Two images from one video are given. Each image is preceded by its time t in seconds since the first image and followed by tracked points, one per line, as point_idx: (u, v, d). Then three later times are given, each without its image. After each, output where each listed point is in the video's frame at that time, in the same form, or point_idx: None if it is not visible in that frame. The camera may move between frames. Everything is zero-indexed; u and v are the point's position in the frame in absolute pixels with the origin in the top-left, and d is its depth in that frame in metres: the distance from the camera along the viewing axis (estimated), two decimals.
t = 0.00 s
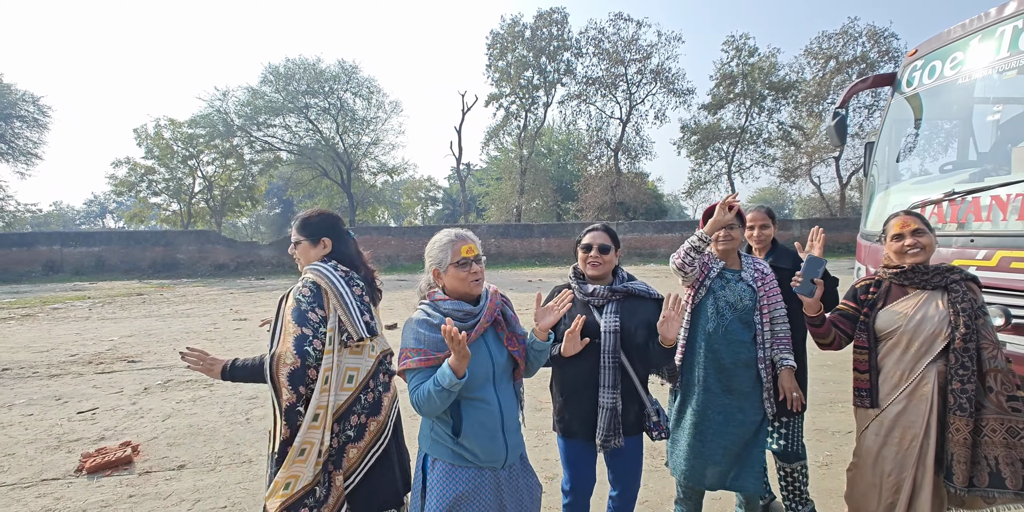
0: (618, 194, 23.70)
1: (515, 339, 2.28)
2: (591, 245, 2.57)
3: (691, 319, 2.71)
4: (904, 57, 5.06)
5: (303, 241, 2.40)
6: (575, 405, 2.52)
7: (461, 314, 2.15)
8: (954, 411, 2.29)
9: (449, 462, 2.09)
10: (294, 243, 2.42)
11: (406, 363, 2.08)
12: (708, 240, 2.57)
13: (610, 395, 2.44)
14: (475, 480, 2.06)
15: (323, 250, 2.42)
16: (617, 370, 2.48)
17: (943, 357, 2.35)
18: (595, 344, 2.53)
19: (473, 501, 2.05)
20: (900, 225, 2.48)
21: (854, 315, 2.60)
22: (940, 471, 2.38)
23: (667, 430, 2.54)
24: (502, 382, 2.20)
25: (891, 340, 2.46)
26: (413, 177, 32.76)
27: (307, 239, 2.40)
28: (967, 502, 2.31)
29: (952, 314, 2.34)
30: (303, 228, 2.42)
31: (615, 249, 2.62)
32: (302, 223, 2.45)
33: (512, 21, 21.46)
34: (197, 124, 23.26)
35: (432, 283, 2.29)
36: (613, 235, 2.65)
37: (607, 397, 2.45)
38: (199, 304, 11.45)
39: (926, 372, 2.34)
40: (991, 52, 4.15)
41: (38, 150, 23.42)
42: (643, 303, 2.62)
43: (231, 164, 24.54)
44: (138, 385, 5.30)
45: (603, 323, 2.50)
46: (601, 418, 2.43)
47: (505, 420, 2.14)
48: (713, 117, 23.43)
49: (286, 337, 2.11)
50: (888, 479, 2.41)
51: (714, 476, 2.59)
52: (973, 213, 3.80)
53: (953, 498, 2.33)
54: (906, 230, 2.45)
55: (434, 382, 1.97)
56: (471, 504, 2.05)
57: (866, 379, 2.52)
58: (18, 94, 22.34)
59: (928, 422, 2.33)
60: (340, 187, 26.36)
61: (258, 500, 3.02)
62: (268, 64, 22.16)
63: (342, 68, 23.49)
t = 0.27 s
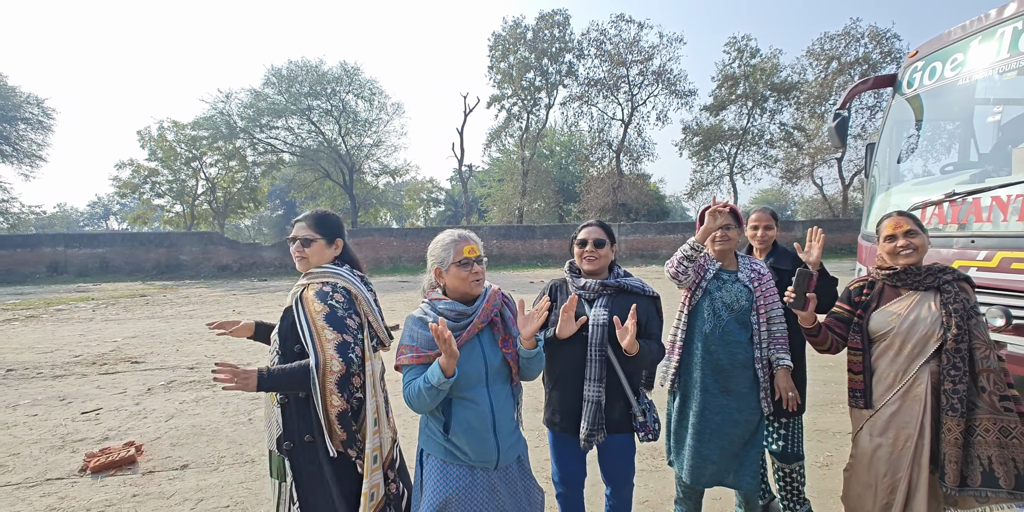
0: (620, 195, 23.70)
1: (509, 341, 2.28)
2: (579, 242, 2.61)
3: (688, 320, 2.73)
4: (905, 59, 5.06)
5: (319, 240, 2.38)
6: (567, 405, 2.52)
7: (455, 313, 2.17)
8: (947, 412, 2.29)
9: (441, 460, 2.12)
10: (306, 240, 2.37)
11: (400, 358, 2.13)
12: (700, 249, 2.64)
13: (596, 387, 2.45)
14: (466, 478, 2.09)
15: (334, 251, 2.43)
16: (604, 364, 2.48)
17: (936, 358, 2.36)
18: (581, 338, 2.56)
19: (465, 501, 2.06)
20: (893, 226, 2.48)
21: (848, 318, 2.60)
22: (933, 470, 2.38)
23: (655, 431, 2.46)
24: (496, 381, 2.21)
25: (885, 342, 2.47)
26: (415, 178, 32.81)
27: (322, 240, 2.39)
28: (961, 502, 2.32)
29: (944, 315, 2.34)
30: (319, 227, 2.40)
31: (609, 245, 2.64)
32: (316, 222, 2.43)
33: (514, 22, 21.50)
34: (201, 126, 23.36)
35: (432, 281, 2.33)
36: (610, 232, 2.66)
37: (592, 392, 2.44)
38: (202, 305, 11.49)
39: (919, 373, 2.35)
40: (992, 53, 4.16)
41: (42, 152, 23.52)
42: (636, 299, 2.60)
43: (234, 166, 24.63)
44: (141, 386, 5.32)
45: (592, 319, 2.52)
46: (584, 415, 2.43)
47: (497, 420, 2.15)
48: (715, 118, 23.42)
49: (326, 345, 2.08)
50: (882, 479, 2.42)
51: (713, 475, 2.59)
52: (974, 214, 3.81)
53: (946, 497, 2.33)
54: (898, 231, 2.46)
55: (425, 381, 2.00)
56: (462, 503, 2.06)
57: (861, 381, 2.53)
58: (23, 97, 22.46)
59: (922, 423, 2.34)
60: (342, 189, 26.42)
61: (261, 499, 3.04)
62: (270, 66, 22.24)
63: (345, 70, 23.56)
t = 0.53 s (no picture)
0: (622, 197, 23.71)
1: (513, 340, 2.30)
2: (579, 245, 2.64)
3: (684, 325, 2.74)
4: (905, 60, 5.07)
5: (336, 247, 2.34)
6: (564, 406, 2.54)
7: (460, 313, 2.19)
8: (938, 410, 2.29)
9: (448, 459, 2.13)
10: (324, 245, 2.30)
11: (407, 359, 2.15)
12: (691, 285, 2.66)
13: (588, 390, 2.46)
14: (473, 477, 2.09)
15: (343, 257, 2.40)
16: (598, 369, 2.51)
17: (925, 357, 2.37)
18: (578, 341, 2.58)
19: (471, 500, 2.07)
20: (880, 225, 2.48)
21: (839, 318, 2.60)
22: (925, 468, 2.38)
23: (649, 437, 2.48)
24: (501, 380, 2.23)
25: (875, 342, 2.47)
26: (417, 180, 32.85)
27: (337, 245, 2.35)
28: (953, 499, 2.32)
29: (932, 315, 2.35)
30: (335, 232, 2.34)
31: (608, 249, 2.65)
32: (330, 225, 2.36)
33: (515, 24, 21.54)
34: (203, 129, 23.44)
35: (434, 281, 2.34)
36: (608, 236, 2.68)
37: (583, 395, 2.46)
38: (205, 307, 11.51)
39: (909, 372, 2.35)
40: (993, 54, 4.16)
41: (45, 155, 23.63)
42: (634, 306, 2.63)
43: (236, 168, 24.71)
44: (144, 387, 5.34)
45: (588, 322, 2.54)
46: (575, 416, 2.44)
47: (503, 418, 2.16)
48: (717, 120, 23.41)
49: (364, 355, 2.12)
50: (875, 477, 2.42)
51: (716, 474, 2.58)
52: (975, 215, 3.80)
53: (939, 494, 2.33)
54: (886, 231, 2.45)
55: (438, 379, 2.03)
56: (469, 503, 2.07)
57: (852, 380, 2.53)
58: (27, 100, 22.57)
59: (914, 422, 2.34)
60: (344, 191, 26.46)
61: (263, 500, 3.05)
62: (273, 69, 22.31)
63: (346, 72, 23.62)
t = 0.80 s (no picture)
0: (622, 199, 23.72)
1: (514, 340, 2.32)
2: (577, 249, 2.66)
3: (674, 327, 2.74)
4: (905, 61, 5.07)
5: (328, 247, 2.34)
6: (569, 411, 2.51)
7: (471, 315, 2.21)
8: (925, 408, 2.28)
9: (462, 463, 2.10)
10: (317, 245, 2.29)
11: (420, 365, 2.07)
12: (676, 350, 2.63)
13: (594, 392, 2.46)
14: (487, 478, 2.09)
15: (332, 259, 2.40)
16: (604, 371, 2.49)
17: (911, 355, 2.37)
18: (581, 341, 2.56)
19: (487, 501, 2.08)
20: (866, 225, 2.49)
21: (825, 319, 2.59)
22: (912, 464, 2.37)
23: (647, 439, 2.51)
24: (507, 381, 2.26)
25: (862, 341, 2.46)
26: (417, 182, 32.87)
27: (328, 245, 2.35)
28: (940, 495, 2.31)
29: (918, 313, 2.35)
30: (327, 232, 2.34)
31: (608, 255, 2.65)
32: (320, 226, 2.36)
33: (515, 26, 21.57)
34: (204, 131, 23.48)
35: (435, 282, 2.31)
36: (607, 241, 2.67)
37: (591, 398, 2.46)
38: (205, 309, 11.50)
39: (896, 371, 2.34)
40: (992, 55, 4.17)
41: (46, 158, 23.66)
42: (632, 307, 2.65)
43: (237, 170, 24.75)
44: (144, 389, 5.34)
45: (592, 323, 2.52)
46: (586, 420, 2.42)
47: (514, 418, 2.19)
48: (717, 121, 23.42)
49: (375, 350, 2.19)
50: (861, 475, 2.41)
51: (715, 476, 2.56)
52: (975, 215, 3.80)
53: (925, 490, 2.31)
54: (872, 230, 2.47)
55: (462, 381, 2.00)
56: (488, 504, 2.08)
57: (838, 380, 2.52)
58: (28, 102, 22.61)
59: (900, 420, 2.33)
60: (344, 193, 26.47)
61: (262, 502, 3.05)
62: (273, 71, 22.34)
63: (346, 74, 23.65)
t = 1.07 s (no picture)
0: (619, 200, 23.74)
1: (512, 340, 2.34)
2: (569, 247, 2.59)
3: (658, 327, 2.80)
4: (902, 64, 5.08)
5: (302, 250, 2.28)
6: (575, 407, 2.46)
7: (474, 316, 2.22)
8: (914, 409, 2.29)
9: (468, 466, 2.09)
10: (291, 249, 2.22)
11: (430, 370, 2.01)
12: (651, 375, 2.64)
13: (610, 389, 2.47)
14: (492, 479, 2.09)
15: (306, 262, 2.34)
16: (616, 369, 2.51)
17: (901, 357, 2.36)
18: (592, 343, 2.50)
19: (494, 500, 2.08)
20: (856, 228, 2.50)
21: (815, 322, 2.57)
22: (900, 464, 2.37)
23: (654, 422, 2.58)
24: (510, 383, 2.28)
25: (853, 343, 2.45)
26: (415, 184, 32.85)
27: (303, 248, 2.29)
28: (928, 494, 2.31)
29: (907, 314, 2.35)
30: (299, 236, 2.29)
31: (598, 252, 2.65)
32: (295, 230, 2.31)
33: (514, 28, 21.61)
34: (201, 132, 23.43)
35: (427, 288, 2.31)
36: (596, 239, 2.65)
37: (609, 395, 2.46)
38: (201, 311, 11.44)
39: (886, 372, 2.34)
40: (988, 57, 4.18)
41: (42, 159, 23.57)
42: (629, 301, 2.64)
43: (234, 172, 24.69)
44: (139, 392, 5.31)
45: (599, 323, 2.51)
46: (606, 419, 2.39)
47: (516, 418, 2.22)
48: (715, 123, 23.47)
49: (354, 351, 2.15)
50: (851, 475, 2.40)
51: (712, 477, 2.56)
52: (971, 218, 3.81)
53: (912, 490, 2.31)
54: (863, 234, 2.47)
55: (479, 382, 2.02)
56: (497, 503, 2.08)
57: (830, 382, 2.50)
58: (24, 103, 22.53)
59: (891, 421, 2.33)
60: (342, 195, 26.43)
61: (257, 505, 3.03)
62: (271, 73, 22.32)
63: (344, 76, 23.63)
